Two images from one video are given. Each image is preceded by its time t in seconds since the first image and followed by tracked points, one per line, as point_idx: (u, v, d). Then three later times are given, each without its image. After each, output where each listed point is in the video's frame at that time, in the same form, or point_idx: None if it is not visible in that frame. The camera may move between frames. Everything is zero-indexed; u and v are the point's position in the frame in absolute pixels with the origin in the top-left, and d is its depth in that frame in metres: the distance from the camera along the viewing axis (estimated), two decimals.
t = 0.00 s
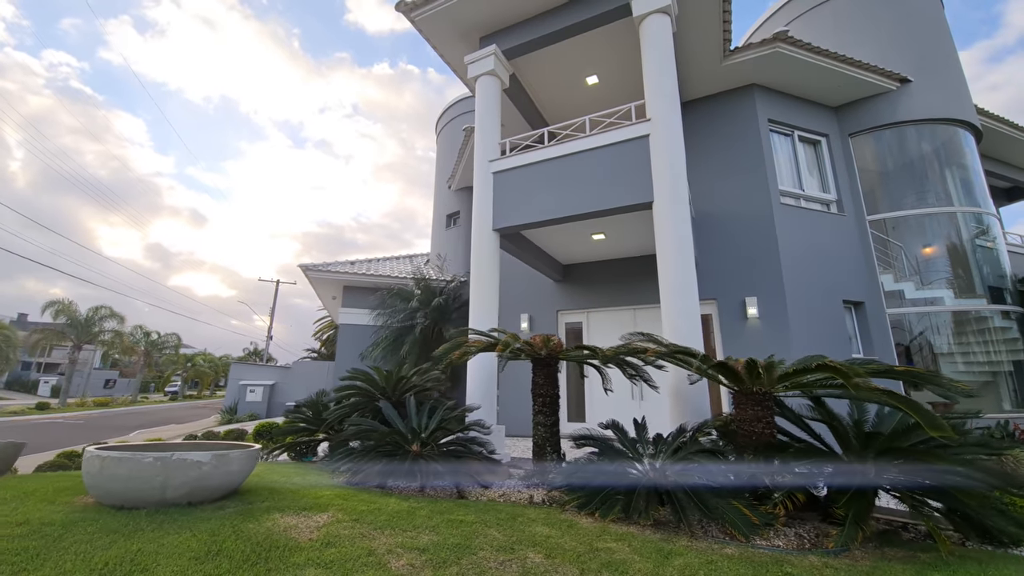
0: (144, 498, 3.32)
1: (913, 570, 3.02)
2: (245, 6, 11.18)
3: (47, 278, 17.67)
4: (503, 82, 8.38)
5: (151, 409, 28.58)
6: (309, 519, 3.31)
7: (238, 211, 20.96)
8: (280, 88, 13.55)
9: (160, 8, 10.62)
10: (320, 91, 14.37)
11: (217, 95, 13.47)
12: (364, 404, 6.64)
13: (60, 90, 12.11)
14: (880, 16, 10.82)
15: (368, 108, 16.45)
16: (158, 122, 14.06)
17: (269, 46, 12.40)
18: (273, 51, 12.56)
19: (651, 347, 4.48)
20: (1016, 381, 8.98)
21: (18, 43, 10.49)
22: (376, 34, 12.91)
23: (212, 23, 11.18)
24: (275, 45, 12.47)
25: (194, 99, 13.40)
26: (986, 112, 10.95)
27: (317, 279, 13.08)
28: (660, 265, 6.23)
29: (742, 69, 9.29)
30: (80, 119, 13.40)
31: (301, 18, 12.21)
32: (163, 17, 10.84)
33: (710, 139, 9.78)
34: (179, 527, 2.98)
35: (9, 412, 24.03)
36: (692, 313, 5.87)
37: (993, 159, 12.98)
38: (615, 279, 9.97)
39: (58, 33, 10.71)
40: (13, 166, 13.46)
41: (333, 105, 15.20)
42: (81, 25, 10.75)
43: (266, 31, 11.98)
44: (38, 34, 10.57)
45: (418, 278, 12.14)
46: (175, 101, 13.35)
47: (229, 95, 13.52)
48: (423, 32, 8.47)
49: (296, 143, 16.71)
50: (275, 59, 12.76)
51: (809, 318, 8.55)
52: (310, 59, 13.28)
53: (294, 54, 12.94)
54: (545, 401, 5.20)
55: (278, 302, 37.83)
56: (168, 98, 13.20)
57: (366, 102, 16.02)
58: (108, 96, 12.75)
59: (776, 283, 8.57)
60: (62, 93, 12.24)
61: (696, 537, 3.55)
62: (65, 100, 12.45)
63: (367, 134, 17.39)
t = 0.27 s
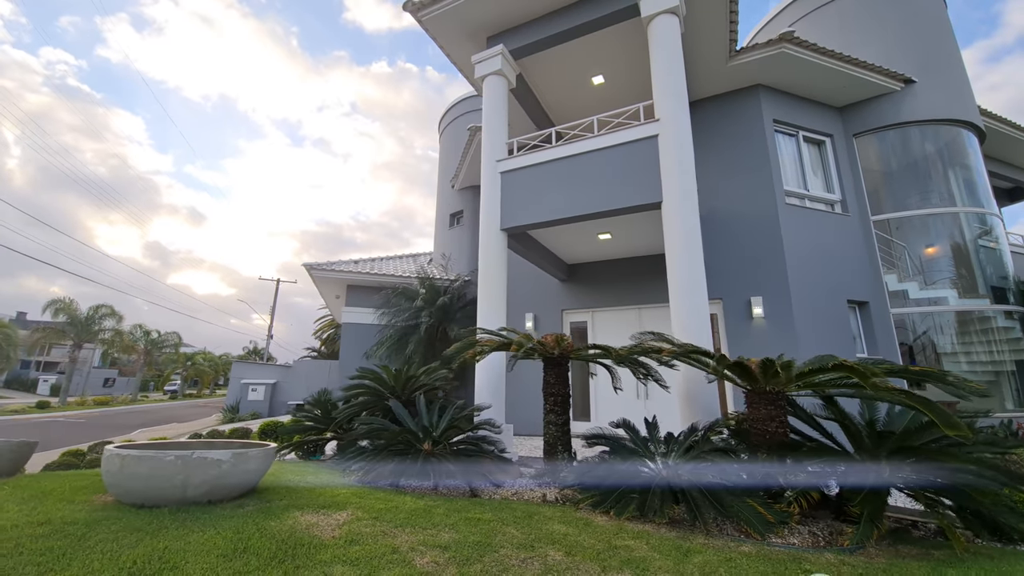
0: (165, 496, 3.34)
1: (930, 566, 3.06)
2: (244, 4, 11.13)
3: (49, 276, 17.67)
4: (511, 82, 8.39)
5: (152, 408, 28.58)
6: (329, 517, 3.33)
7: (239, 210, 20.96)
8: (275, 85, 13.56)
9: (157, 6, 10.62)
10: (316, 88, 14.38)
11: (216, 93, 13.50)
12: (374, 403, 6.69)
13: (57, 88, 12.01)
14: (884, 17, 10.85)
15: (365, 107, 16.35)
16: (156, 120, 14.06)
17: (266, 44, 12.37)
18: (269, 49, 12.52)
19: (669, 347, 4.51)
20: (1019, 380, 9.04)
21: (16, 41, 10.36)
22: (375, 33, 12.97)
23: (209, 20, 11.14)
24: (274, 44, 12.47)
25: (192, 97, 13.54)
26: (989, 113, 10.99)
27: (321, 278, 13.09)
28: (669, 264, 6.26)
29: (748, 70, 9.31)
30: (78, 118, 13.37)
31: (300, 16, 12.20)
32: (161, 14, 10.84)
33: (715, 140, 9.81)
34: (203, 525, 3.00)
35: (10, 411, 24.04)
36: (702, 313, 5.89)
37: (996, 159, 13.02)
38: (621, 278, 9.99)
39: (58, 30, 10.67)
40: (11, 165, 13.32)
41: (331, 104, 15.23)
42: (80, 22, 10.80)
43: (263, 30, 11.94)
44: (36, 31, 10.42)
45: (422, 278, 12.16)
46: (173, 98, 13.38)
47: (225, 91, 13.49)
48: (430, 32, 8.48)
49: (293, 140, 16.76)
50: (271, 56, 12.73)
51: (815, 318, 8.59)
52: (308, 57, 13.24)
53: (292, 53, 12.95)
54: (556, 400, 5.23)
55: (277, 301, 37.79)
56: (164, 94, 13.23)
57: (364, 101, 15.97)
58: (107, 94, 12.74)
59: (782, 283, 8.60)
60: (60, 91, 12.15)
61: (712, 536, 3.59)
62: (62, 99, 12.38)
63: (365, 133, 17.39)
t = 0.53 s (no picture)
0: (183, 494, 3.34)
1: (946, 558, 3.09)
2: (241, 3, 11.08)
3: (49, 276, 17.63)
4: (517, 82, 8.39)
5: (152, 408, 28.54)
6: (347, 515, 3.34)
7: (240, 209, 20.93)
8: (274, 85, 13.53)
9: (154, 5, 10.52)
10: (316, 87, 14.37)
11: (213, 93, 13.46)
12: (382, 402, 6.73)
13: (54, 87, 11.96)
14: (887, 17, 10.88)
15: (363, 106, 16.40)
16: (154, 120, 14.04)
17: (265, 44, 12.34)
18: (267, 47, 12.46)
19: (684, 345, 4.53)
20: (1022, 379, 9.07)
21: (12, 39, 10.21)
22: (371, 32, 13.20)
23: (206, 18, 11.03)
24: (272, 42, 12.44)
25: (189, 96, 13.46)
26: (992, 113, 11.02)
27: (324, 277, 13.08)
28: (678, 263, 6.27)
29: (753, 69, 9.33)
30: (73, 117, 13.26)
31: (297, 15, 12.18)
32: (158, 14, 10.72)
33: (720, 139, 9.83)
34: (224, 522, 3.01)
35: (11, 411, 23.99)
36: (712, 312, 5.91)
37: (997, 159, 13.06)
38: (626, 278, 10.00)
39: (55, 30, 10.60)
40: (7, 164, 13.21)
41: (329, 103, 15.23)
42: (76, 21, 10.63)
43: (261, 29, 11.90)
44: (32, 29, 10.29)
45: (426, 277, 12.17)
46: (171, 97, 13.32)
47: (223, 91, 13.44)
48: (437, 32, 8.48)
49: (292, 140, 16.69)
50: (269, 55, 12.69)
51: (820, 318, 8.61)
52: (305, 56, 13.23)
53: (291, 51, 12.92)
54: (567, 399, 5.24)
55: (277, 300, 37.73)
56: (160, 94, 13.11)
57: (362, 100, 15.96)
58: (104, 92, 12.68)
59: (788, 282, 8.63)
60: (56, 90, 12.04)
61: (728, 532, 3.62)
62: (60, 98, 12.29)
63: (364, 132, 17.36)
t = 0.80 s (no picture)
0: (197, 494, 3.33)
1: (956, 555, 3.13)
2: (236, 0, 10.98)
3: (45, 275, 17.49)
4: (521, 81, 8.40)
5: (148, 408, 28.32)
6: (363, 515, 3.33)
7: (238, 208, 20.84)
8: (270, 84, 13.46)
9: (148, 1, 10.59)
10: (312, 87, 14.32)
11: (208, 91, 13.38)
12: (387, 402, 6.72)
13: (47, 85, 11.96)
14: (888, 19, 10.96)
15: (359, 106, 16.36)
16: (148, 118, 13.99)
17: (260, 42, 12.26)
18: (263, 46, 12.40)
19: (696, 345, 4.56)
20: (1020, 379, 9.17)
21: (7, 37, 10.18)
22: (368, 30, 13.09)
23: (199, 16, 11.03)
24: (267, 41, 12.37)
25: (184, 94, 13.41)
26: (990, 115, 11.12)
27: (325, 277, 13.01)
28: (684, 263, 6.29)
29: (755, 71, 9.38)
30: (67, 115, 13.12)
31: (293, 14, 12.13)
32: (152, 11, 10.81)
33: (722, 140, 9.88)
34: (241, 522, 3.00)
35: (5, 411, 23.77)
36: (718, 312, 5.94)
37: (993, 161, 13.19)
38: (628, 278, 10.02)
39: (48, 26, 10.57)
40: None
41: (325, 102, 15.19)
42: (71, 18, 10.74)
43: (256, 26, 11.80)
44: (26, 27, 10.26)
45: (428, 277, 12.16)
46: (165, 95, 13.27)
47: (217, 89, 13.36)
48: (441, 31, 8.46)
49: (287, 139, 16.61)
50: (265, 54, 12.64)
51: (822, 318, 8.67)
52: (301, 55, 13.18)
53: (286, 50, 12.86)
54: (575, 398, 5.26)
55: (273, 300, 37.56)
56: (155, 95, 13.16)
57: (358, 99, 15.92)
58: (98, 90, 12.69)
59: (789, 283, 8.68)
60: (49, 87, 12.06)
61: (740, 531, 3.66)
62: (52, 95, 12.25)
63: (360, 131, 17.30)
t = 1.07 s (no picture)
0: (204, 495, 3.31)
1: (958, 551, 3.19)
2: None
3: (33, 273, 17.21)
4: (522, 82, 8.41)
5: (138, 408, 27.96)
6: (372, 515, 3.33)
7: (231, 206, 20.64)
8: (263, 81, 13.34)
9: None
10: (305, 85, 14.22)
11: (199, 88, 13.21)
12: (388, 401, 6.73)
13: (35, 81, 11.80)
14: (881, 24, 11.12)
15: (352, 104, 16.32)
16: (136, 113, 13.75)
17: (251, 39, 12.11)
18: (255, 43, 12.24)
19: (701, 346, 4.61)
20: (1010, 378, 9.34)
21: None
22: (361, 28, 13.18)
23: (191, 11, 10.82)
24: (258, 38, 12.21)
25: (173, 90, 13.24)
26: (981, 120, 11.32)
27: (321, 276, 12.87)
28: (685, 264, 6.35)
29: (753, 74, 9.47)
30: (54, 110, 12.86)
31: (284, 10, 12.05)
32: (141, 6, 10.63)
33: (720, 142, 9.97)
34: (251, 524, 2.98)
35: None
36: (718, 313, 6.00)
37: (982, 164, 13.43)
38: (626, 279, 10.08)
39: (35, 20, 10.52)
40: None
41: (317, 100, 15.12)
42: (59, 13, 10.62)
43: (247, 22, 11.63)
44: (14, 23, 10.38)
45: (426, 277, 12.15)
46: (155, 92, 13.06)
47: (207, 86, 13.19)
48: (442, 30, 8.45)
49: (279, 137, 16.41)
50: (257, 51, 12.48)
51: (817, 319, 8.78)
52: (293, 52, 13.07)
53: (278, 47, 12.73)
54: (579, 398, 5.28)
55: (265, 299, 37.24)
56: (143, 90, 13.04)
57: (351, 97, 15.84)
58: (87, 87, 12.47)
59: (785, 284, 8.78)
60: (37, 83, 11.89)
61: (744, 528, 3.72)
62: (40, 91, 12.04)
63: (352, 130, 17.22)
